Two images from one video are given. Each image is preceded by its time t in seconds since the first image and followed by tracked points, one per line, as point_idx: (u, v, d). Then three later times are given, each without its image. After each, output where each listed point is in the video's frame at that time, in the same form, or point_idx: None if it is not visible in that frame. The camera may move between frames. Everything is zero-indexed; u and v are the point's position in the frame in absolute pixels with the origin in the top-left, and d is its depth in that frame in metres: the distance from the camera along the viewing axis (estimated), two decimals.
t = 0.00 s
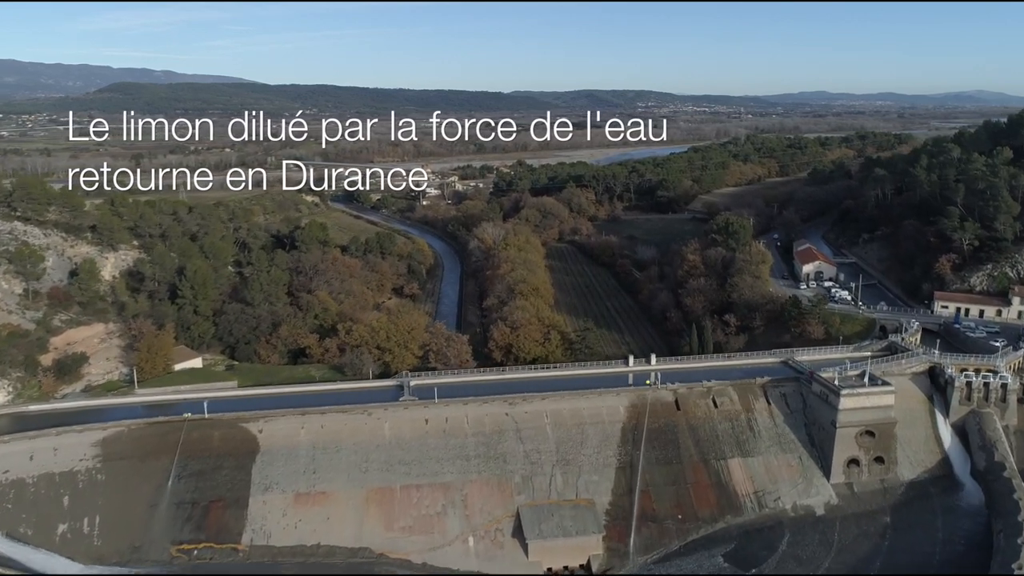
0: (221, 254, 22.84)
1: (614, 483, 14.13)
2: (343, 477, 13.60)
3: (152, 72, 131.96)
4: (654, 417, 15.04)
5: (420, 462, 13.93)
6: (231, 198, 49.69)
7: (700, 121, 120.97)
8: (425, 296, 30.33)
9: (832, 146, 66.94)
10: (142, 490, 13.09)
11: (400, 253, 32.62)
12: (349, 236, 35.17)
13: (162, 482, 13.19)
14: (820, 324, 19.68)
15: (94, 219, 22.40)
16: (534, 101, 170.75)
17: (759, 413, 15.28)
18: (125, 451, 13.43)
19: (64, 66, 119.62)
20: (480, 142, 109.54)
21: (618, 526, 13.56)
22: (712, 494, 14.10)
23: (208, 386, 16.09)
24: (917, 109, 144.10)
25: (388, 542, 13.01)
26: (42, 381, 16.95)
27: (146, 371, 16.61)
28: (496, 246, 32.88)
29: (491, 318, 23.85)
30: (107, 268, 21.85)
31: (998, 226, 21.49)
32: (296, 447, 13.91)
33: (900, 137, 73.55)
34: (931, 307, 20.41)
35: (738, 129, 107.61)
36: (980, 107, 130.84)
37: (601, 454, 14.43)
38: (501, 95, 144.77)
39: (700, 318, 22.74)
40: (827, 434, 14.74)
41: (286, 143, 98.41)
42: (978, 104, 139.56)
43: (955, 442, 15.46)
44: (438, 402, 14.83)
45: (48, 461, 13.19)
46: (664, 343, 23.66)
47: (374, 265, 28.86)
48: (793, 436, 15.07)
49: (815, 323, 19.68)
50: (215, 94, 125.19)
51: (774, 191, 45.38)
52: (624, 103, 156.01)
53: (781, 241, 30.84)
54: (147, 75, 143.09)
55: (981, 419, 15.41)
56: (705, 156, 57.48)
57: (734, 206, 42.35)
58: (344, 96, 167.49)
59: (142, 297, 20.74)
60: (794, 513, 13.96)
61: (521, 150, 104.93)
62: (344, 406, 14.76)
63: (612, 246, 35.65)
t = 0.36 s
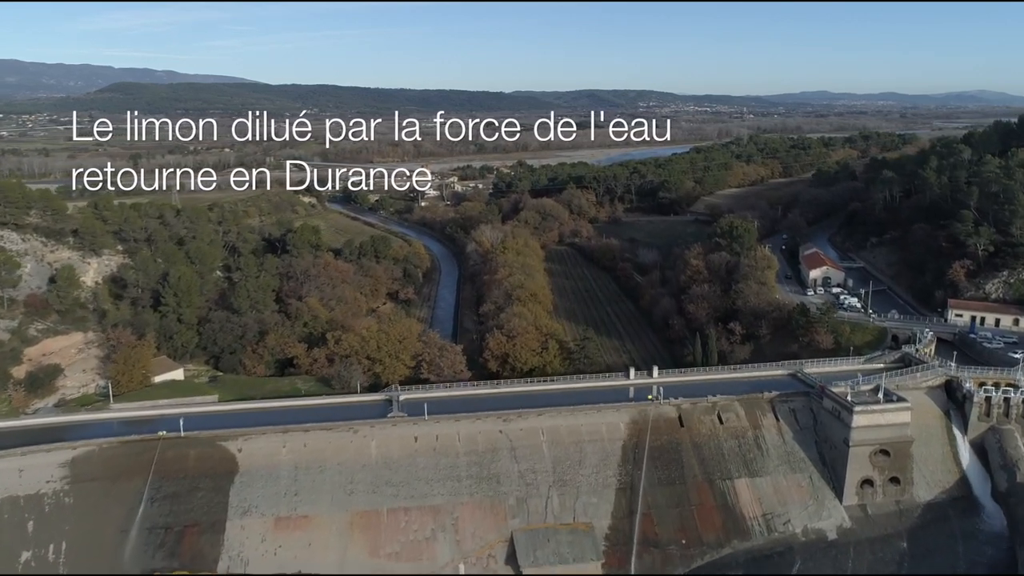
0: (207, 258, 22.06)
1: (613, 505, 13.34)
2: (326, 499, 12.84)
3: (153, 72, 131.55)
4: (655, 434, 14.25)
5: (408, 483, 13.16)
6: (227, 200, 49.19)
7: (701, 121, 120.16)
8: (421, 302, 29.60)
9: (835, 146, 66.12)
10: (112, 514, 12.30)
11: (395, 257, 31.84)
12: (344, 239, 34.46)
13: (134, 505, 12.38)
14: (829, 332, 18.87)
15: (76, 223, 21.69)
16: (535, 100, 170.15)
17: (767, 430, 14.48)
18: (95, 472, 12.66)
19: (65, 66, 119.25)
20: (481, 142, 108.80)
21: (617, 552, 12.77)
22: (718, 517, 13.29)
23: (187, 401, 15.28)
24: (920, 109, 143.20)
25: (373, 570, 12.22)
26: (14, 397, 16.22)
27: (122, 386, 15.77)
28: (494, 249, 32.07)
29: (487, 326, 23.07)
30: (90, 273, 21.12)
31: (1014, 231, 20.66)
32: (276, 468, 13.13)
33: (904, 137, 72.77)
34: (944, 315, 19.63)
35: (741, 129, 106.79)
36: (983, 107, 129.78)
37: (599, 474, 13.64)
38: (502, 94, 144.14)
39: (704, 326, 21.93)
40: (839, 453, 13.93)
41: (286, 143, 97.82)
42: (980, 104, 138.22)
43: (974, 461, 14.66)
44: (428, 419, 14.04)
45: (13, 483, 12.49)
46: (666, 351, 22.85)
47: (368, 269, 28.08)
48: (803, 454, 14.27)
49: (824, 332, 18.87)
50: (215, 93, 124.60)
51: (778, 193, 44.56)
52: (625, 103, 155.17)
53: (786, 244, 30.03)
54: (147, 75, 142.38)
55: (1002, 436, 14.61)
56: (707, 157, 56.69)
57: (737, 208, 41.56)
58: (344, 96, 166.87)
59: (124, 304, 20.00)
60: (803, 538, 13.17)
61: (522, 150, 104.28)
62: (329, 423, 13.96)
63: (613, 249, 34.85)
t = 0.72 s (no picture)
0: (192, 264, 21.32)
1: (614, 530, 12.49)
2: (306, 525, 11.98)
3: (154, 72, 131.20)
4: (657, 454, 13.45)
5: (394, 507, 12.34)
6: (222, 202, 48.60)
7: (703, 122, 119.34)
8: (416, 308, 28.85)
9: (839, 146, 65.33)
10: (76, 541, 11.45)
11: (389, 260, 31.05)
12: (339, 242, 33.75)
13: (101, 531, 11.54)
14: (838, 343, 18.11)
15: (56, 228, 20.99)
16: (536, 100, 169.55)
17: (775, 449, 13.69)
18: (61, 496, 11.92)
19: (67, 66, 118.91)
20: (481, 142, 108.13)
21: None
22: (725, 544, 12.42)
23: (163, 418, 14.46)
24: (922, 109, 142.51)
25: None
26: None
27: (95, 401, 14.76)
28: (492, 252, 31.25)
29: (482, 334, 22.28)
30: (70, 279, 20.42)
31: None
32: (255, 491, 12.34)
33: (908, 138, 72.00)
34: (958, 324, 18.85)
35: (743, 129, 106.03)
36: (985, 107, 128.90)
37: (598, 497, 12.83)
38: (502, 95, 143.51)
39: (707, 335, 21.13)
40: (852, 474, 13.14)
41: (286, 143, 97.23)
42: (982, 104, 137.18)
43: (994, 482, 13.85)
44: (417, 438, 13.28)
45: None
46: (669, 360, 22.02)
47: (361, 274, 27.30)
48: (814, 475, 13.48)
49: (833, 342, 18.11)
50: (216, 93, 124.13)
51: (782, 194, 43.77)
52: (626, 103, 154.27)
53: (792, 248, 29.27)
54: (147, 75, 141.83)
55: None
56: (709, 157, 55.91)
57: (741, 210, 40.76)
58: (344, 96, 166.32)
59: (105, 312, 19.29)
60: (815, 566, 12.32)
61: (522, 150, 103.59)
62: (312, 442, 13.19)
63: (614, 252, 34.07)
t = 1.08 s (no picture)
0: (175, 270, 20.57)
1: (612, 559, 11.70)
2: (284, 554, 11.18)
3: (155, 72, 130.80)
4: (659, 476, 12.63)
5: (379, 535, 11.55)
6: (218, 203, 47.88)
7: (704, 122, 118.59)
8: (411, 314, 28.07)
9: (842, 147, 64.56)
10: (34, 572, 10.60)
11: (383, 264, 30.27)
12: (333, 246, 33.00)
13: (62, 562, 10.70)
14: (848, 354, 17.33)
15: (34, 233, 20.28)
16: (537, 100, 169.03)
17: (784, 470, 12.89)
18: (21, 523, 11.13)
19: (68, 66, 118.50)
20: (482, 142, 107.38)
21: None
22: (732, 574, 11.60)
23: (137, 435, 13.67)
24: (924, 109, 141.81)
25: None
26: None
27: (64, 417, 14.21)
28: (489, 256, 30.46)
29: (477, 343, 21.49)
30: (49, 286, 19.72)
31: None
32: (229, 517, 11.54)
33: (913, 138, 71.24)
34: (974, 334, 18.03)
35: (745, 129, 105.24)
36: (987, 107, 128.07)
37: (596, 523, 12.04)
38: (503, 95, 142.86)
39: (711, 345, 20.31)
40: (868, 499, 12.35)
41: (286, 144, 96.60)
42: (984, 104, 136.19)
43: (1017, 505, 13.04)
44: (404, 459, 12.47)
45: None
46: (670, 370, 21.22)
47: (353, 278, 26.53)
48: (826, 498, 12.67)
49: (843, 353, 17.33)
50: (217, 93, 123.61)
51: (785, 196, 42.98)
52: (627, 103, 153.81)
53: (797, 252, 28.48)
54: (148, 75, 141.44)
55: None
56: (711, 158, 55.12)
57: (744, 212, 39.94)
58: (345, 96, 165.79)
59: (84, 320, 18.60)
60: None
61: (523, 150, 102.82)
62: (292, 464, 12.40)
63: (614, 255, 33.27)
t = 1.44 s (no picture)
0: (157, 277, 19.77)
1: None
2: None
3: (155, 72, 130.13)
4: (661, 501, 11.79)
5: (359, 566, 10.73)
6: (212, 206, 47.17)
7: (706, 122, 117.88)
8: (405, 321, 27.31)
9: (845, 147, 63.80)
10: None
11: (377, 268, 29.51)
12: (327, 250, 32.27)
13: None
14: (859, 366, 16.53)
15: (10, 239, 19.53)
16: (537, 100, 168.37)
17: (795, 495, 12.07)
18: None
19: (67, 67, 117.87)
20: (481, 143, 106.59)
21: None
22: None
23: (106, 456, 12.89)
24: (926, 109, 141.21)
25: None
26: None
27: (30, 436, 13.45)
28: (486, 260, 29.67)
29: (472, 352, 20.70)
30: (26, 294, 18.99)
31: None
32: (199, 548, 10.72)
33: (916, 138, 70.52)
34: (991, 345, 17.22)
35: (746, 129, 104.44)
36: (989, 106, 127.26)
37: (593, 552, 11.21)
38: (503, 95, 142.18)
39: (715, 355, 19.49)
40: (884, 526, 11.54)
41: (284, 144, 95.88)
42: (985, 104, 135.19)
43: None
44: (387, 484, 11.65)
45: None
46: (672, 381, 20.41)
47: (345, 284, 25.75)
48: (839, 525, 11.86)
49: (853, 365, 16.57)
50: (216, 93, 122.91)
51: (789, 198, 42.20)
52: (628, 103, 152.84)
53: (803, 256, 27.69)
54: (148, 75, 141.01)
55: None
56: (713, 159, 54.36)
57: (746, 215, 39.14)
58: (346, 96, 165.34)
59: (60, 330, 17.90)
60: None
61: (523, 150, 102.05)
62: (268, 488, 11.60)
63: (615, 259, 32.49)
